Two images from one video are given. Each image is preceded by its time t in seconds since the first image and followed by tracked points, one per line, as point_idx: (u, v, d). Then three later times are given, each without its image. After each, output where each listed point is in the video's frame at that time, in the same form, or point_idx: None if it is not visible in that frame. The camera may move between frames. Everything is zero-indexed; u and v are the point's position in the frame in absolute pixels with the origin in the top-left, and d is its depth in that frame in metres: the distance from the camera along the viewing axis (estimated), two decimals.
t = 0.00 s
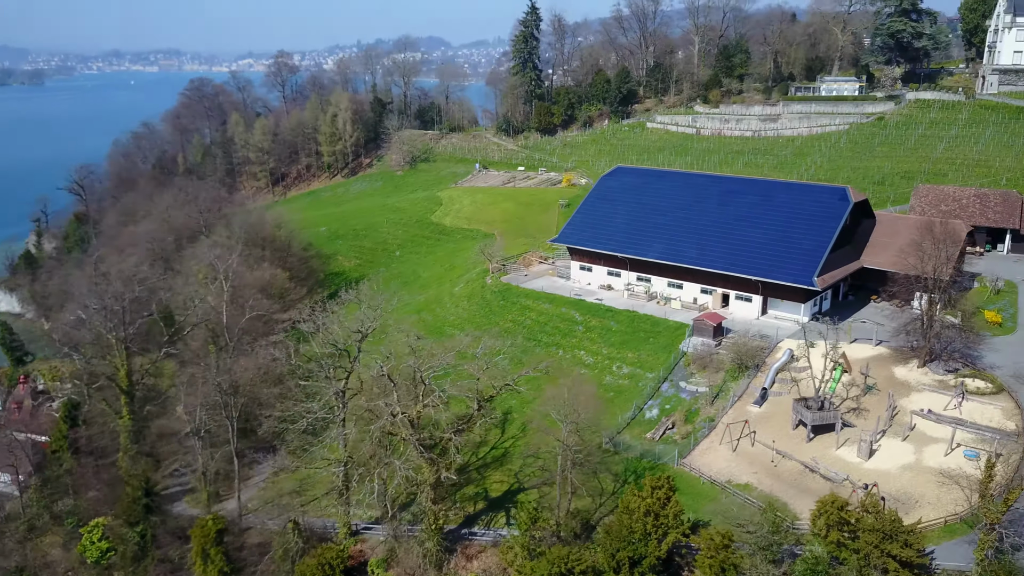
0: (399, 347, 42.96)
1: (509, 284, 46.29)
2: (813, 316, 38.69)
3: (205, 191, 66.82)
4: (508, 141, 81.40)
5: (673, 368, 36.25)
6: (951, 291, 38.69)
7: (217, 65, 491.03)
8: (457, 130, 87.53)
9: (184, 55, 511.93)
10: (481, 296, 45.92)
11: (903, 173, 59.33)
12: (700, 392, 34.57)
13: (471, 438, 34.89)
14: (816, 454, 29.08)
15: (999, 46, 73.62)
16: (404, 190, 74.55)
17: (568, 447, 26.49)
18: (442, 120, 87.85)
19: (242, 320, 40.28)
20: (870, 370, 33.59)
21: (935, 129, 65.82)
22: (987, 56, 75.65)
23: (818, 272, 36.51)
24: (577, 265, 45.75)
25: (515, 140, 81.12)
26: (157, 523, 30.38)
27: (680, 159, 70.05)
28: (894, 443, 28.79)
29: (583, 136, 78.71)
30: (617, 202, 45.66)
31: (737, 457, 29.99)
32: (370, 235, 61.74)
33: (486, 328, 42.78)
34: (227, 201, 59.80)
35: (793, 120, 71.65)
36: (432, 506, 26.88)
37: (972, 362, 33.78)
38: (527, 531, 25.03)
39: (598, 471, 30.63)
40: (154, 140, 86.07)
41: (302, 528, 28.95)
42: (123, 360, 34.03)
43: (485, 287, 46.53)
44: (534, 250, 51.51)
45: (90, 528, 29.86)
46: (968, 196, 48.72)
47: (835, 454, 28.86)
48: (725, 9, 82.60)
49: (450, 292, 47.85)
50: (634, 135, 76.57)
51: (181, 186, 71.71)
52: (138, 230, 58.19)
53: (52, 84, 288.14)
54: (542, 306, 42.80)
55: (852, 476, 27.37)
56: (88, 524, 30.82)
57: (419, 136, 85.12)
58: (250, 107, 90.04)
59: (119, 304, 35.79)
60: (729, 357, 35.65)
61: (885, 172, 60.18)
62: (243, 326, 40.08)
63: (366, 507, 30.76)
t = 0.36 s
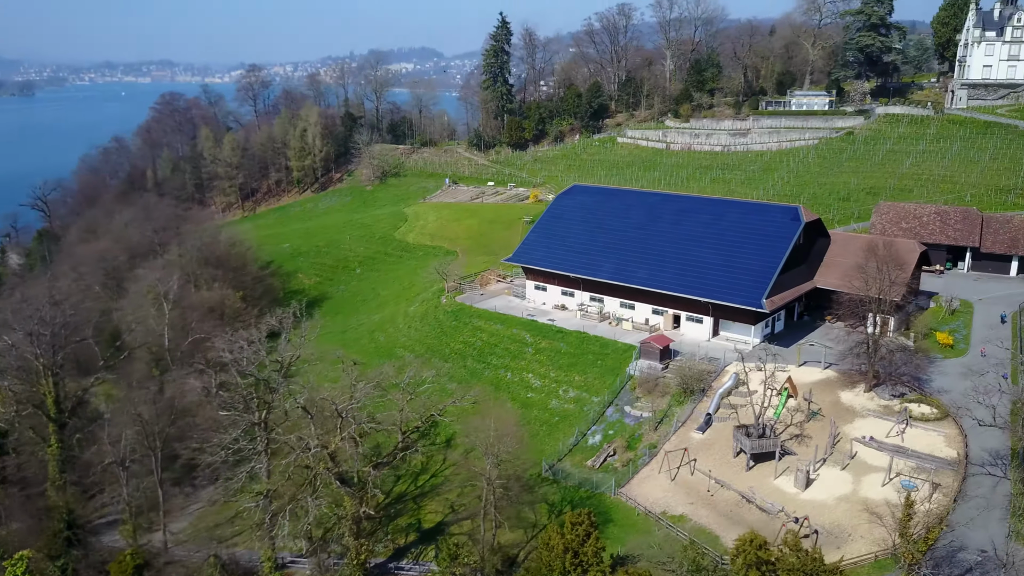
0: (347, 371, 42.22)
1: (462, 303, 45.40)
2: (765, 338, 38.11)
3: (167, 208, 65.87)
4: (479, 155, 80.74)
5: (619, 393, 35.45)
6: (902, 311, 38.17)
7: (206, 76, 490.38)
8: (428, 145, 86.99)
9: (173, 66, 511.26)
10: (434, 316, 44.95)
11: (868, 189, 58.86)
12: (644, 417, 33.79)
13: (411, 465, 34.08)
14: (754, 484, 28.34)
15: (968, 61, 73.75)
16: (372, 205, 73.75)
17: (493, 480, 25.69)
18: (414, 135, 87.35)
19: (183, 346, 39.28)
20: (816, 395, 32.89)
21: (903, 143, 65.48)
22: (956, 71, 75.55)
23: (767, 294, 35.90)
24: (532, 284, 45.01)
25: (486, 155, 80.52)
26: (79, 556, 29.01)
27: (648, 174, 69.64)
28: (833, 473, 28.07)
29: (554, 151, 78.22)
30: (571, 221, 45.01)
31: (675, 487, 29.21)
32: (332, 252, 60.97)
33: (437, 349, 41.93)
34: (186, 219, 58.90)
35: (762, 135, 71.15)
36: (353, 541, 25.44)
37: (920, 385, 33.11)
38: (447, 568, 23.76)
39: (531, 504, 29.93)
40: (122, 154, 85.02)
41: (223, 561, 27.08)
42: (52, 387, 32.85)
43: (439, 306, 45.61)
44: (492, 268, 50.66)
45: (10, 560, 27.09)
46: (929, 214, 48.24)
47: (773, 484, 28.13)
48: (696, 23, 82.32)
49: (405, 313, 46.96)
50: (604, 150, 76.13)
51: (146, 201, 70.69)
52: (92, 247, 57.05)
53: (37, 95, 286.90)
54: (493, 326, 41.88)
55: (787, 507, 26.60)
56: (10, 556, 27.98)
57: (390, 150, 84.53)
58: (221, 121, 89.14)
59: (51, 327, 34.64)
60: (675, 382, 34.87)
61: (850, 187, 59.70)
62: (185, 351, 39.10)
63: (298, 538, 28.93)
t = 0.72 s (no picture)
0: (294, 395, 41.46)
1: (414, 323, 44.64)
2: (715, 360, 37.36)
3: (128, 225, 64.95)
4: (449, 170, 80.09)
5: (563, 418, 34.61)
6: (854, 333, 37.55)
7: (195, 87, 489.51)
8: (400, 159, 86.33)
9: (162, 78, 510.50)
10: (385, 337, 44.13)
11: (834, 205, 58.34)
12: (586, 443, 32.95)
13: (349, 493, 33.16)
14: (689, 515, 27.54)
15: (939, 75, 74.27)
16: (340, 221, 73.00)
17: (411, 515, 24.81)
18: (385, 149, 86.66)
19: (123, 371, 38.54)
20: (760, 422, 32.15)
21: (871, 159, 65.05)
22: (926, 86, 75.32)
23: (713, 316, 35.24)
24: (485, 304, 44.21)
25: (457, 170, 79.86)
26: None
27: (617, 189, 69.08)
28: (769, 503, 27.30)
29: (524, 166, 77.62)
30: (525, 240, 44.27)
31: (610, 517, 28.36)
32: (293, 269, 60.19)
33: (385, 371, 41.10)
34: (143, 237, 58.08)
35: (732, 150, 70.73)
36: None
37: (866, 411, 32.44)
38: None
39: (464, 536, 29.12)
40: (90, 169, 84.13)
41: None
42: None
43: (391, 326, 44.82)
44: (448, 286, 49.89)
45: None
46: (889, 231, 47.73)
47: (708, 515, 27.35)
48: (667, 37, 81.96)
49: (357, 333, 46.12)
50: (574, 165, 75.59)
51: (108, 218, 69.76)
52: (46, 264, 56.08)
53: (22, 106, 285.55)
54: (443, 348, 41.05)
55: (719, 540, 25.80)
56: None
57: (361, 165, 83.84)
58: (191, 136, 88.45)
59: None
60: (619, 406, 34.10)
61: (816, 203, 59.15)
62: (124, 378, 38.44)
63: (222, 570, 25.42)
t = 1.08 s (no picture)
0: (238, 422, 40.67)
1: (364, 345, 43.81)
2: (663, 384, 36.66)
3: (86, 243, 63.90)
4: (419, 185, 79.30)
5: (504, 445, 33.70)
6: (804, 356, 36.91)
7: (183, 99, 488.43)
8: (370, 174, 85.64)
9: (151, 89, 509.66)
10: (334, 359, 43.27)
11: (798, 222, 57.75)
12: (525, 472, 32.04)
13: (282, 523, 32.02)
14: (620, 549, 26.64)
15: (908, 89, 73.94)
16: (306, 237, 72.14)
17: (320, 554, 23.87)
18: (355, 165, 85.92)
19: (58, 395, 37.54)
20: (702, 449, 31.31)
21: (839, 174, 64.54)
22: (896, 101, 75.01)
23: (659, 340, 34.51)
24: (436, 325, 43.32)
25: (427, 185, 79.09)
26: None
27: (585, 206, 68.47)
28: (702, 536, 26.45)
29: (494, 182, 76.89)
30: (477, 260, 43.40)
31: (540, 551, 27.31)
32: (253, 288, 59.31)
33: (331, 396, 40.27)
34: (98, 256, 57.15)
35: (700, 165, 70.26)
36: None
37: (811, 438, 31.62)
38: None
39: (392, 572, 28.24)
40: (56, 185, 83.14)
41: None
42: None
43: (340, 348, 43.98)
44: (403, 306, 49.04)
45: None
46: (848, 249, 47.12)
47: (638, 549, 26.46)
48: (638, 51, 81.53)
49: (308, 355, 45.21)
50: (544, 181, 75.01)
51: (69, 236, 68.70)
52: None
53: (7, 117, 283.37)
54: (389, 371, 40.18)
55: None
56: None
57: (331, 180, 83.05)
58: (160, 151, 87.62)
59: None
60: (561, 433, 33.25)
61: (781, 220, 58.57)
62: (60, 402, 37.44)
63: None
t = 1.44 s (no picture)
0: (177, 447, 39.77)
1: (311, 367, 42.99)
2: (608, 410, 35.74)
3: (41, 261, 62.80)
4: (386, 201, 78.49)
5: (440, 474, 32.83)
6: (750, 380, 36.16)
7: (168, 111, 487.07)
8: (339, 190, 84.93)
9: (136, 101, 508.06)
10: (278, 383, 42.40)
11: (760, 239, 57.23)
12: (460, 502, 31.11)
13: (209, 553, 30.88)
14: None
15: (875, 105, 73.69)
16: (269, 254, 71.25)
17: None
18: (324, 180, 85.17)
19: None
20: (639, 478, 30.45)
21: (804, 190, 64.09)
22: (863, 116, 74.80)
23: (598, 364, 33.77)
24: (383, 347, 42.48)
25: (394, 201, 78.27)
26: None
27: (550, 222, 67.83)
28: (630, 572, 25.47)
29: (461, 198, 76.13)
30: (424, 280, 42.62)
31: None
32: (209, 307, 58.38)
33: (273, 421, 39.43)
34: (49, 276, 56.13)
35: (667, 181, 69.82)
36: None
37: (752, 465, 30.78)
38: None
39: None
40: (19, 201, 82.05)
41: None
42: None
43: (286, 371, 43.12)
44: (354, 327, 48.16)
45: None
46: (805, 268, 46.53)
47: None
48: (606, 66, 81.18)
49: (254, 379, 44.32)
50: (510, 197, 74.37)
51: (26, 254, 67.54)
52: None
53: None
54: (332, 397, 39.34)
55: None
56: None
57: (297, 197, 82.10)
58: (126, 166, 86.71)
59: None
60: (498, 461, 32.40)
61: (743, 236, 58.05)
62: None
63: None
